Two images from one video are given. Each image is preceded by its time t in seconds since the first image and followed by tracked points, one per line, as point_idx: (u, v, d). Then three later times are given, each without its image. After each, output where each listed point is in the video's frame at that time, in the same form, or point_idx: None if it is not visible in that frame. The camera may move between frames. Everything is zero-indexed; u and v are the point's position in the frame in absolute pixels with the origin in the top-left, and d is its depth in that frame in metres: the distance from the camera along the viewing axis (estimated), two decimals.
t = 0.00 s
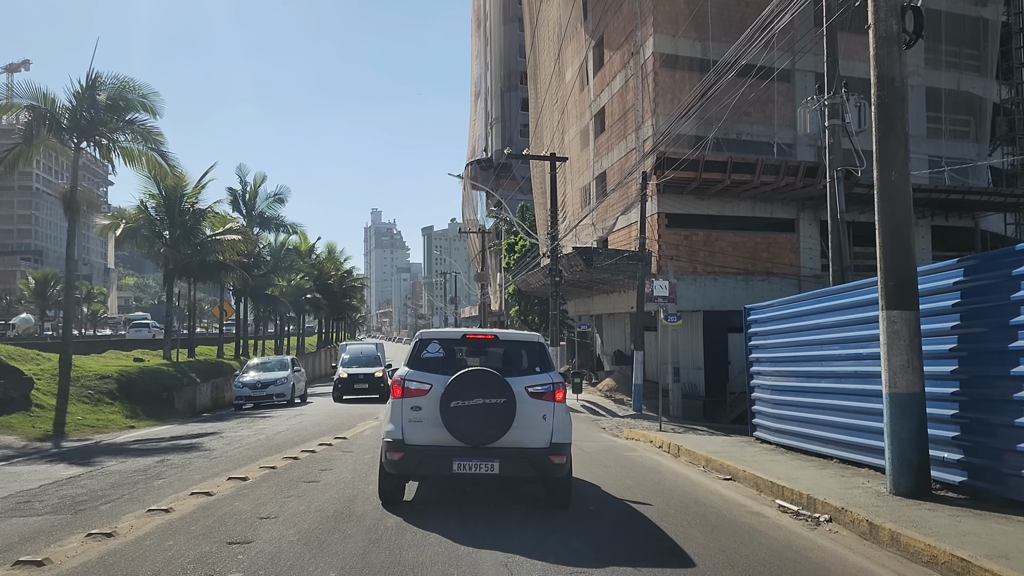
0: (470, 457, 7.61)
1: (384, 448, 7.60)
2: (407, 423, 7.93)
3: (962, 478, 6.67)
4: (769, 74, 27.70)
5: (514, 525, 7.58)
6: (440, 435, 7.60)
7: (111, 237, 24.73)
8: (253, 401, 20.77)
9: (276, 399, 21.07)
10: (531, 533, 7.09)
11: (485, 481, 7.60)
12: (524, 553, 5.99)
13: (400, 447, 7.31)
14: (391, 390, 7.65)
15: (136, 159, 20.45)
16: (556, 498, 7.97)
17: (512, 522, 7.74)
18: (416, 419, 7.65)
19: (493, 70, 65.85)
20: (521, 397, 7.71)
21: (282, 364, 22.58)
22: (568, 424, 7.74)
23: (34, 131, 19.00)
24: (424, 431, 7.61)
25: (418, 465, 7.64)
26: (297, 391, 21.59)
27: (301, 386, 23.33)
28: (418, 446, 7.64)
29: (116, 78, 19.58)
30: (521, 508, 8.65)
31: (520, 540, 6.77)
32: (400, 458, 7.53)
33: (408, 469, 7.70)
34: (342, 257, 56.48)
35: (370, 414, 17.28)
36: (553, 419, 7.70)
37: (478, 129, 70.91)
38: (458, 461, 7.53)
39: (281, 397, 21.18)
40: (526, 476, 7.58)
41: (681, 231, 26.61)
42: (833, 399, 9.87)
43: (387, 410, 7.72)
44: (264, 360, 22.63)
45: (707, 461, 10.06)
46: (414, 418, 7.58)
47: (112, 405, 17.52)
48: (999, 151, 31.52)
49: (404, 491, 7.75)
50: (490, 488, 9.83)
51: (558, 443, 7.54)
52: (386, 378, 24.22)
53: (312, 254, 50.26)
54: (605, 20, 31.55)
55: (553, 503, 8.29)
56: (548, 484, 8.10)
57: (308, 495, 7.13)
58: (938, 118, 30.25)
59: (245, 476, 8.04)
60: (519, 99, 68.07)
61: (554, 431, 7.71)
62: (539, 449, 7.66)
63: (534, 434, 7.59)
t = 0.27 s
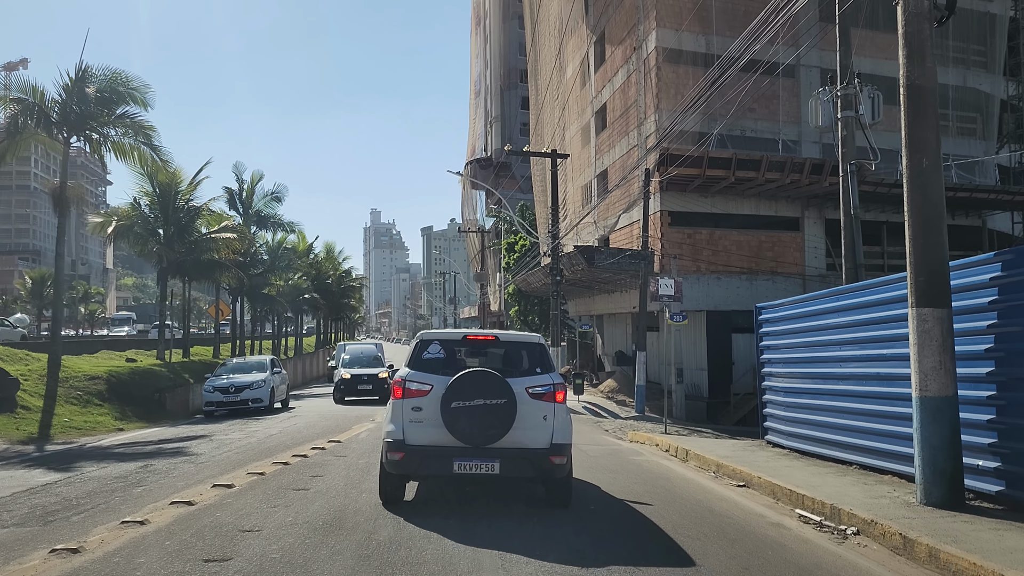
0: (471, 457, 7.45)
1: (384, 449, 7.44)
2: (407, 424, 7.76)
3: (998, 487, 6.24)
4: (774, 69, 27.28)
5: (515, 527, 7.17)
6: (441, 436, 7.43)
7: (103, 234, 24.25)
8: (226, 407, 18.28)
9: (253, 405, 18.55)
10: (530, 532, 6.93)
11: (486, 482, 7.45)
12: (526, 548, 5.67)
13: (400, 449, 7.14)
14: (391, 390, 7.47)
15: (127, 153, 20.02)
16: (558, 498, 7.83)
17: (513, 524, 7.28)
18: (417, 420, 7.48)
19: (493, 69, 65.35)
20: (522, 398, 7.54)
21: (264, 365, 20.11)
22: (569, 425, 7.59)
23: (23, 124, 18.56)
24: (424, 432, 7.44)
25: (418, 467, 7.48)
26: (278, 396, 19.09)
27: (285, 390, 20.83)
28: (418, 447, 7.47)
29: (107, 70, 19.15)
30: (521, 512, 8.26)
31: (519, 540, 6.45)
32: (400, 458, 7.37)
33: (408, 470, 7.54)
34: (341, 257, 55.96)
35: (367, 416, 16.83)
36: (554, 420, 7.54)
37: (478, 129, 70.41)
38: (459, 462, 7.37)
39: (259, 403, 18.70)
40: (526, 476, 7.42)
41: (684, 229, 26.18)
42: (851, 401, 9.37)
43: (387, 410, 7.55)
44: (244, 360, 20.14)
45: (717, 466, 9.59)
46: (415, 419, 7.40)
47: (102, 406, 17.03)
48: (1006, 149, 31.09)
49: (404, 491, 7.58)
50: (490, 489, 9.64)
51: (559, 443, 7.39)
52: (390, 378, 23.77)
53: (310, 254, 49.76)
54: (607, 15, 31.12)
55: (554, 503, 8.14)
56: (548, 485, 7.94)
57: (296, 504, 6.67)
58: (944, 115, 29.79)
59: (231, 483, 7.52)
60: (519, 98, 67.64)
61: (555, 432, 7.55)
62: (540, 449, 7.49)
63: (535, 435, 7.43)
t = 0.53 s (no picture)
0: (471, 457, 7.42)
1: (385, 447, 7.42)
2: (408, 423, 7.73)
3: None
4: (779, 65, 26.85)
5: (519, 534, 6.77)
6: (442, 436, 7.40)
7: (95, 231, 23.75)
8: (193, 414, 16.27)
9: (222, 414, 16.72)
10: (530, 530, 6.90)
11: (487, 481, 7.42)
12: (530, 561, 5.25)
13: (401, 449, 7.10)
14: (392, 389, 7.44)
15: (119, 149, 19.57)
16: (557, 498, 7.80)
17: (517, 531, 6.87)
18: (417, 419, 7.44)
19: (493, 67, 64.85)
20: (522, 397, 7.50)
21: (237, 367, 18.23)
22: (569, 425, 7.55)
23: (11, 118, 18.11)
24: (425, 431, 7.40)
25: (419, 465, 7.46)
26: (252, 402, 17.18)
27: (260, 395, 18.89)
28: (418, 446, 7.42)
29: (98, 62, 18.70)
30: (522, 514, 7.86)
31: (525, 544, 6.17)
32: (400, 457, 7.33)
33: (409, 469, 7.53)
34: (339, 256, 55.46)
35: (364, 417, 16.43)
36: (554, 420, 7.50)
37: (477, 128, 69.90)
38: (459, 462, 7.33)
39: (230, 409, 16.76)
40: (525, 475, 7.40)
41: (686, 227, 25.79)
42: (868, 404, 8.95)
43: (388, 410, 7.52)
44: (213, 361, 18.20)
45: (728, 470, 9.17)
46: (416, 418, 7.36)
47: (91, 407, 16.58)
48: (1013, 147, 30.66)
49: (405, 491, 7.54)
50: (489, 488, 9.56)
51: (559, 443, 7.37)
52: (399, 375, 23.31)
53: (308, 252, 49.37)
54: (608, 10, 30.67)
55: (553, 502, 8.11)
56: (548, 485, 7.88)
57: (285, 513, 6.24)
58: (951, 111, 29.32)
59: (216, 490, 7.07)
60: (519, 96, 67.18)
61: (555, 432, 7.52)
62: (540, 450, 7.44)
63: (535, 435, 7.39)
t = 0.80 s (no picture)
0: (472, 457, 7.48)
1: (386, 446, 7.47)
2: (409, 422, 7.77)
3: None
4: (782, 62, 26.50)
5: (519, 539, 6.40)
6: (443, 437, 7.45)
7: (88, 230, 23.34)
8: (142, 423, 13.94)
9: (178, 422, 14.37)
10: (529, 528, 6.92)
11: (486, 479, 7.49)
12: (533, 572, 4.93)
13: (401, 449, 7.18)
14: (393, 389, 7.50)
15: (112, 145, 19.21)
16: (556, 497, 7.85)
17: (517, 537, 6.50)
18: (418, 419, 7.48)
19: (494, 66, 64.46)
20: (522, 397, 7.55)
21: (202, 369, 15.95)
22: (568, 425, 7.59)
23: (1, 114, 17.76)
24: (426, 431, 7.45)
25: (420, 464, 7.52)
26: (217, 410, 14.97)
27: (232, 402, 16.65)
28: (419, 446, 7.47)
29: (90, 58, 18.37)
30: (521, 518, 7.48)
31: (527, 547, 5.90)
32: (401, 457, 7.39)
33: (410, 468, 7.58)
34: (338, 255, 54.95)
35: (361, 419, 16.06)
36: (554, 420, 7.55)
37: (477, 127, 69.44)
38: (459, 461, 7.39)
39: (187, 419, 14.41)
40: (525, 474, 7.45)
41: (689, 226, 25.46)
42: (886, 407, 8.56)
43: (389, 409, 7.57)
44: (177, 362, 16.07)
45: (739, 476, 8.77)
46: (417, 418, 7.40)
47: (81, 409, 16.22)
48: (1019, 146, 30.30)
49: (405, 489, 7.59)
50: (490, 485, 9.52)
51: (558, 443, 7.41)
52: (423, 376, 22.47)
53: (306, 252, 48.92)
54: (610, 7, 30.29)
55: (552, 501, 8.14)
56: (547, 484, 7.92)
57: (272, 524, 5.87)
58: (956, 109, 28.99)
59: (201, 499, 6.67)
60: (519, 96, 66.77)
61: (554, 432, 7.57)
62: (540, 450, 7.49)
63: (534, 435, 7.44)
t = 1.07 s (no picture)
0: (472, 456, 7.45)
1: (387, 446, 7.45)
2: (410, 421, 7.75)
3: None
4: (786, 59, 26.15)
5: (521, 543, 6.01)
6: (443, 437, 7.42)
7: (81, 227, 22.92)
8: (68, 440, 10.67)
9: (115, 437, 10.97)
10: (529, 527, 6.85)
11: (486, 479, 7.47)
12: None
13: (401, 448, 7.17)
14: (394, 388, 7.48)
15: (106, 140, 18.84)
16: (555, 497, 7.82)
17: (518, 541, 6.12)
18: (418, 419, 7.45)
19: (494, 65, 64.05)
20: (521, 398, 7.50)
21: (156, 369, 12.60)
22: (568, 425, 7.55)
23: None
24: (428, 432, 7.40)
25: (421, 464, 7.50)
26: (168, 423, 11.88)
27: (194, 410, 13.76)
28: (420, 446, 7.44)
29: (80, 51, 17.99)
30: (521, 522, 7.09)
31: (536, 552, 5.61)
32: (402, 456, 7.37)
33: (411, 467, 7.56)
34: (336, 255, 54.47)
35: (358, 421, 15.70)
36: (554, 420, 7.51)
37: (477, 126, 69.02)
38: (459, 461, 7.36)
39: (124, 434, 11.07)
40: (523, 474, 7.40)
41: (692, 224, 25.11)
42: (906, 409, 8.13)
43: (390, 409, 7.54)
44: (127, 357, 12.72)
45: (750, 481, 8.40)
46: (418, 418, 7.38)
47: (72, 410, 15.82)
48: None
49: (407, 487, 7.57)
50: (492, 485, 9.39)
51: (558, 443, 7.37)
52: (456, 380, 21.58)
53: (304, 251, 48.46)
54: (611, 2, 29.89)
55: (552, 500, 8.10)
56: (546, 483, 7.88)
57: (258, 537, 5.48)
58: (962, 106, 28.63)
59: (185, 507, 6.33)
60: (519, 95, 66.29)
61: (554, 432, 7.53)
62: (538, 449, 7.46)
63: (533, 435, 7.41)
